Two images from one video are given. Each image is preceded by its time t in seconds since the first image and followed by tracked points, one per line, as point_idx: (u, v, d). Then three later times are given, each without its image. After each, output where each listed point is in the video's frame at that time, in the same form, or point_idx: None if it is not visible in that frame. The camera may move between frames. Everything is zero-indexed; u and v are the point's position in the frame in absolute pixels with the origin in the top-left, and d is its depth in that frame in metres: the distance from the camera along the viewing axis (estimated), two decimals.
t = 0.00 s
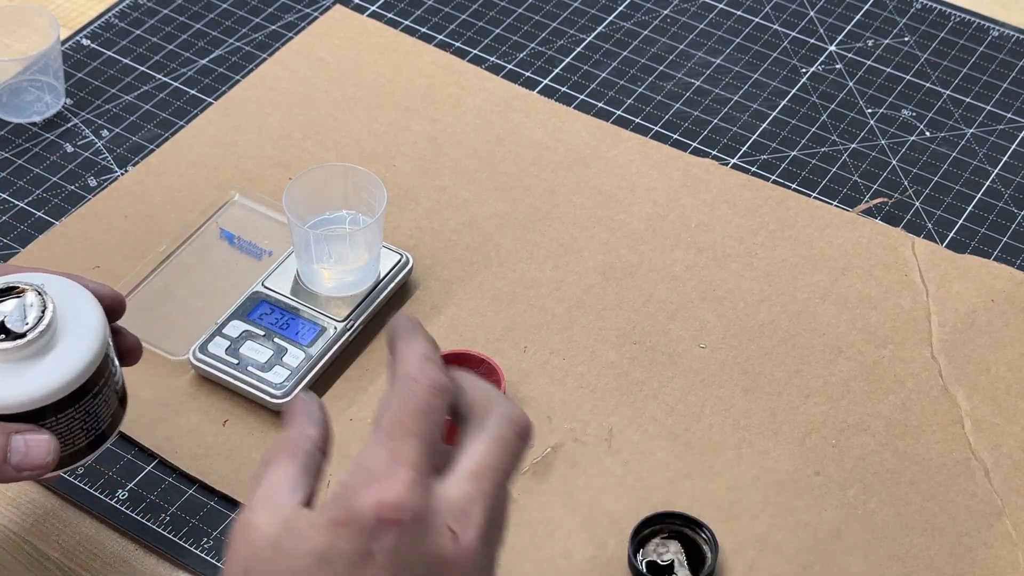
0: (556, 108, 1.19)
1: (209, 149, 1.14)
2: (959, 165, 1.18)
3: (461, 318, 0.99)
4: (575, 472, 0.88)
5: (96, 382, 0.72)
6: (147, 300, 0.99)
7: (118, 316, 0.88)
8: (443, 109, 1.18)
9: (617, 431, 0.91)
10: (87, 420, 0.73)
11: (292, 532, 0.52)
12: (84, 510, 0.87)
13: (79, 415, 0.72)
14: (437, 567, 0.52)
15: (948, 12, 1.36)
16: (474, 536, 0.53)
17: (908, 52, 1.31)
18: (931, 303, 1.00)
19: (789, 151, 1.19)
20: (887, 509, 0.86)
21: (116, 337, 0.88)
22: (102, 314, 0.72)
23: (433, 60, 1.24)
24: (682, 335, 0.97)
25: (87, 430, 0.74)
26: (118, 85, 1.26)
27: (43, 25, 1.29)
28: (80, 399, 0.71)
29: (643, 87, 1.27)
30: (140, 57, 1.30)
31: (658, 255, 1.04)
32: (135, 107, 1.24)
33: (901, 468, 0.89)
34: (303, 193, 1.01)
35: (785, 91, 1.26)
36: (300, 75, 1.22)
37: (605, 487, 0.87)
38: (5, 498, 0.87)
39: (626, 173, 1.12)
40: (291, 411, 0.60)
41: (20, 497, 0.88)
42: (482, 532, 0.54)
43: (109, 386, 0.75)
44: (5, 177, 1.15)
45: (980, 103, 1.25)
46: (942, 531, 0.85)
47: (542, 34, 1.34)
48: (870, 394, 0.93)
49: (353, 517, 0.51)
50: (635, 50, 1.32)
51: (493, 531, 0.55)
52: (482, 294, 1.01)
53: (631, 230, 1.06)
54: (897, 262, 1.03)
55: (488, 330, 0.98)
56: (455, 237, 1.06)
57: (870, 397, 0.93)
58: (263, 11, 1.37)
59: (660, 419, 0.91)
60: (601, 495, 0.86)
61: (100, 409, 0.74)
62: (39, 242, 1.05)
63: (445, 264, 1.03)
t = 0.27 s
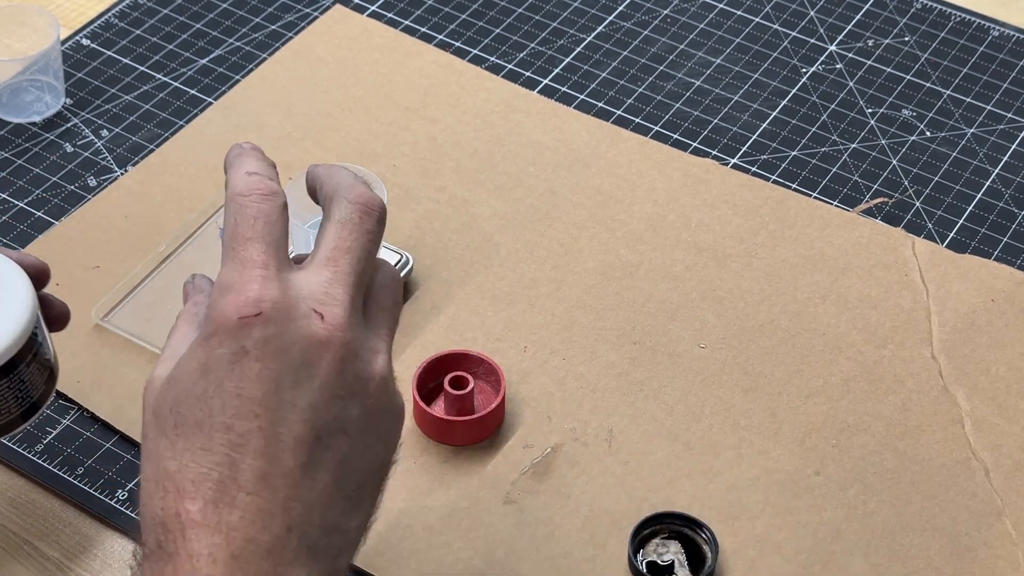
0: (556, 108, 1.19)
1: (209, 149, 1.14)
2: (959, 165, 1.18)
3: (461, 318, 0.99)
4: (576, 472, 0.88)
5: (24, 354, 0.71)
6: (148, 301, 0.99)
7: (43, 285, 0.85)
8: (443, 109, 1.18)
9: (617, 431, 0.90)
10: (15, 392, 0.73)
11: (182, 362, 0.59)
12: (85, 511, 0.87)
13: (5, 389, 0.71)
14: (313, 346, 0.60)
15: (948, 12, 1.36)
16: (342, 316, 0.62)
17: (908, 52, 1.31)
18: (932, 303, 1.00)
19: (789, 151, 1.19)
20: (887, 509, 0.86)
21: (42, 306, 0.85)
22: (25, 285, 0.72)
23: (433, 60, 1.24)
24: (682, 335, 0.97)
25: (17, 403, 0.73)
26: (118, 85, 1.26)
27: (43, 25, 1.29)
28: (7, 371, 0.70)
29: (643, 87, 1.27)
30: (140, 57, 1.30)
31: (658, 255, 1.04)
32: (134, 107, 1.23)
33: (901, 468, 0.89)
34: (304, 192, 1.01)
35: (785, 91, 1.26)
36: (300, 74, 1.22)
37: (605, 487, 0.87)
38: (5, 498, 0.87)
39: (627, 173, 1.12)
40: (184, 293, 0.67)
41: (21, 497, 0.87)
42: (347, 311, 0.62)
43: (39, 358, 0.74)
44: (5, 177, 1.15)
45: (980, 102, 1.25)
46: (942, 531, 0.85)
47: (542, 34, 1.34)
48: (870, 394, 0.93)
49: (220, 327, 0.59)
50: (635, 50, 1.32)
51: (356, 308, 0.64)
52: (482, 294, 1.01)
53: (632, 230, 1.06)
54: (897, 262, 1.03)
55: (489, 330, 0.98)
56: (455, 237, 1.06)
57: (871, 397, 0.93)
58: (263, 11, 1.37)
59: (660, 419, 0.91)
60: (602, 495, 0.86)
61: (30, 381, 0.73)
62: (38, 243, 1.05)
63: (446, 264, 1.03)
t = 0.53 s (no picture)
0: (555, 107, 1.19)
1: (209, 149, 1.14)
2: (959, 165, 1.18)
3: (461, 318, 0.99)
4: (576, 472, 0.88)
5: None
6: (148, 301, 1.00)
7: None
8: (443, 109, 1.18)
9: (617, 431, 0.90)
10: None
11: (36, 481, 0.54)
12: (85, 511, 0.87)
13: None
14: (178, 476, 0.56)
15: (949, 12, 1.36)
16: (206, 445, 0.58)
17: (908, 52, 1.31)
18: (932, 303, 1.00)
19: (789, 151, 1.19)
20: (887, 509, 0.86)
21: None
22: None
23: (433, 60, 1.24)
24: (682, 335, 0.97)
25: None
26: (118, 85, 1.26)
27: (43, 25, 1.29)
28: None
29: (643, 87, 1.27)
30: (140, 57, 1.30)
31: (658, 255, 1.04)
32: (135, 107, 1.24)
33: (901, 468, 0.89)
34: (304, 193, 1.01)
35: (785, 91, 1.26)
36: (299, 74, 1.22)
37: (605, 487, 0.87)
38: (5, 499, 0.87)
39: (627, 173, 1.12)
40: (25, 406, 0.61)
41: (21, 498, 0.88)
42: (210, 441, 0.58)
43: None
44: (5, 177, 1.15)
45: (980, 103, 1.25)
46: (942, 531, 0.85)
47: (542, 34, 1.34)
48: (870, 394, 0.93)
49: (86, 453, 0.54)
50: (634, 50, 1.32)
51: (214, 433, 0.60)
52: (482, 294, 1.01)
53: (632, 230, 1.06)
54: (897, 262, 1.03)
55: (488, 330, 0.98)
56: (455, 237, 1.06)
57: (871, 397, 0.93)
58: (263, 11, 1.37)
59: (660, 418, 0.91)
60: (602, 495, 0.86)
61: None
62: (38, 243, 1.05)
63: (446, 264, 1.03)
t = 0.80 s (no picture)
0: (555, 108, 1.19)
1: (209, 149, 1.14)
2: (959, 165, 1.18)
3: (461, 318, 0.99)
4: (576, 472, 0.88)
5: None
6: (147, 301, 1.00)
7: None
8: (443, 109, 1.18)
9: (617, 431, 0.90)
10: None
11: None
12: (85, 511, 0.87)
13: None
14: (30, 474, 0.69)
15: (948, 12, 1.36)
16: (55, 445, 0.71)
17: (908, 52, 1.31)
18: (932, 303, 1.00)
19: (789, 151, 1.19)
20: (887, 509, 0.86)
21: None
22: None
23: (433, 60, 1.24)
24: (682, 335, 0.97)
25: None
26: (118, 85, 1.26)
27: (43, 25, 1.28)
28: None
29: (643, 87, 1.27)
30: (140, 57, 1.30)
31: (658, 255, 1.04)
32: (135, 107, 1.24)
33: (901, 468, 0.89)
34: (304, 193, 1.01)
35: (785, 92, 1.26)
36: (299, 74, 1.22)
37: (605, 487, 0.87)
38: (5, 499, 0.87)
39: (627, 173, 1.12)
40: None
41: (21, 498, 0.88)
42: (58, 443, 0.71)
43: None
44: (5, 177, 1.15)
45: (980, 103, 1.25)
46: (942, 531, 0.85)
47: (542, 34, 1.34)
48: (870, 394, 0.93)
49: None
50: (634, 50, 1.32)
51: (58, 438, 0.73)
52: (482, 294, 1.01)
53: (632, 230, 1.06)
54: (897, 262, 1.03)
55: (488, 330, 0.98)
56: (455, 237, 1.06)
57: (871, 397, 0.93)
58: (263, 11, 1.37)
59: (661, 418, 0.91)
60: (602, 495, 0.86)
61: None
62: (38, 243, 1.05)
63: (446, 264, 1.03)
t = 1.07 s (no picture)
0: (555, 108, 1.19)
1: (209, 149, 1.14)
2: (959, 165, 1.18)
3: (461, 318, 0.99)
4: (576, 472, 0.88)
5: None
6: (147, 301, 1.00)
7: None
8: (443, 109, 1.18)
9: (617, 431, 0.90)
10: None
11: None
12: (85, 511, 0.87)
13: None
14: None
15: (948, 12, 1.36)
16: None
17: (908, 52, 1.31)
18: (932, 303, 1.00)
19: (789, 151, 1.19)
20: (887, 509, 0.86)
21: None
22: None
23: (433, 60, 1.24)
24: (682, 335, 0.97)
25: None
26: (118, 85, 1.26)
27: (43, 25, 1.28)
28: None
29: (643, 87, 1.27)
30: (140, 57, 1.30)
31: (658, 255, 1.04)
32: (135, 107, 1.24)
33: (901, 468, 0.89)
34: (304, 194, 1.01)
35: (786, 92, 1.26)
36: (299, 74, 1.22)
37: (605, 487, 0.87)
38: (4, 499, 0.87)
39: (627, 173, 1.12)
40: None
41: (21, 497, 0.88)
42: None
43: None
44: (5, 177, 1.15)
45: (980, 102, 1.25)
46: (942, 531, 0.85)
47: (542, 34, 1.34)
48: (870, 394, 0.93)
49: None
50: (634, 50, 1.32)
51: None
52: (482, 294, 1.01)
53: (632, 230, 1.06)
54: (897, 261, 1.03)
55: (489, 330, 0.98)
56: (455, 237, 1.06)
57: (871, 397, 0.93)
58: (263, 11, 1.37)
59: (661, 418, 0.91)
60: (602, 495, 0.86)
61: None
62: (38, 243, 1.05)
63: (446, 264, 1.03)
